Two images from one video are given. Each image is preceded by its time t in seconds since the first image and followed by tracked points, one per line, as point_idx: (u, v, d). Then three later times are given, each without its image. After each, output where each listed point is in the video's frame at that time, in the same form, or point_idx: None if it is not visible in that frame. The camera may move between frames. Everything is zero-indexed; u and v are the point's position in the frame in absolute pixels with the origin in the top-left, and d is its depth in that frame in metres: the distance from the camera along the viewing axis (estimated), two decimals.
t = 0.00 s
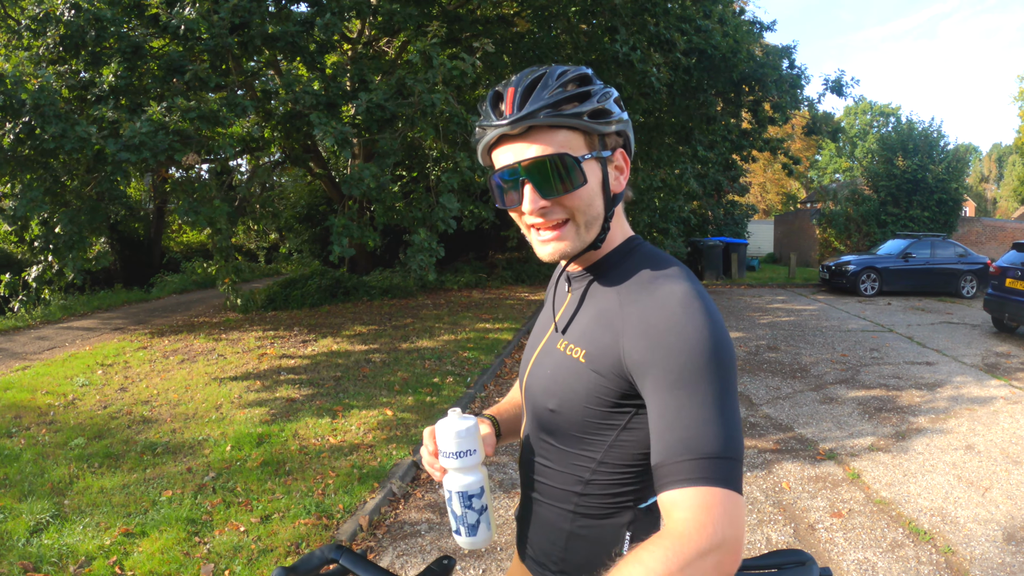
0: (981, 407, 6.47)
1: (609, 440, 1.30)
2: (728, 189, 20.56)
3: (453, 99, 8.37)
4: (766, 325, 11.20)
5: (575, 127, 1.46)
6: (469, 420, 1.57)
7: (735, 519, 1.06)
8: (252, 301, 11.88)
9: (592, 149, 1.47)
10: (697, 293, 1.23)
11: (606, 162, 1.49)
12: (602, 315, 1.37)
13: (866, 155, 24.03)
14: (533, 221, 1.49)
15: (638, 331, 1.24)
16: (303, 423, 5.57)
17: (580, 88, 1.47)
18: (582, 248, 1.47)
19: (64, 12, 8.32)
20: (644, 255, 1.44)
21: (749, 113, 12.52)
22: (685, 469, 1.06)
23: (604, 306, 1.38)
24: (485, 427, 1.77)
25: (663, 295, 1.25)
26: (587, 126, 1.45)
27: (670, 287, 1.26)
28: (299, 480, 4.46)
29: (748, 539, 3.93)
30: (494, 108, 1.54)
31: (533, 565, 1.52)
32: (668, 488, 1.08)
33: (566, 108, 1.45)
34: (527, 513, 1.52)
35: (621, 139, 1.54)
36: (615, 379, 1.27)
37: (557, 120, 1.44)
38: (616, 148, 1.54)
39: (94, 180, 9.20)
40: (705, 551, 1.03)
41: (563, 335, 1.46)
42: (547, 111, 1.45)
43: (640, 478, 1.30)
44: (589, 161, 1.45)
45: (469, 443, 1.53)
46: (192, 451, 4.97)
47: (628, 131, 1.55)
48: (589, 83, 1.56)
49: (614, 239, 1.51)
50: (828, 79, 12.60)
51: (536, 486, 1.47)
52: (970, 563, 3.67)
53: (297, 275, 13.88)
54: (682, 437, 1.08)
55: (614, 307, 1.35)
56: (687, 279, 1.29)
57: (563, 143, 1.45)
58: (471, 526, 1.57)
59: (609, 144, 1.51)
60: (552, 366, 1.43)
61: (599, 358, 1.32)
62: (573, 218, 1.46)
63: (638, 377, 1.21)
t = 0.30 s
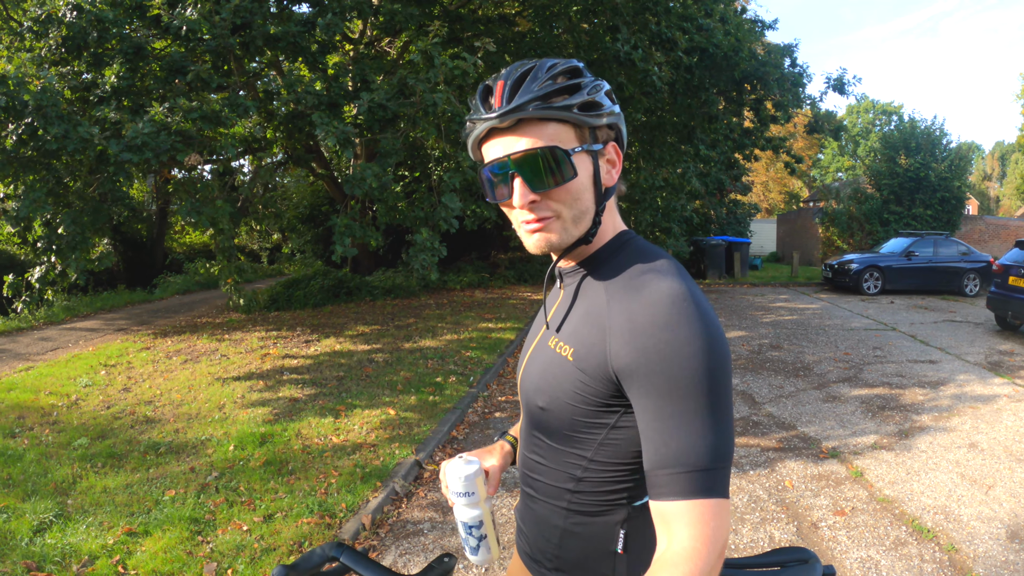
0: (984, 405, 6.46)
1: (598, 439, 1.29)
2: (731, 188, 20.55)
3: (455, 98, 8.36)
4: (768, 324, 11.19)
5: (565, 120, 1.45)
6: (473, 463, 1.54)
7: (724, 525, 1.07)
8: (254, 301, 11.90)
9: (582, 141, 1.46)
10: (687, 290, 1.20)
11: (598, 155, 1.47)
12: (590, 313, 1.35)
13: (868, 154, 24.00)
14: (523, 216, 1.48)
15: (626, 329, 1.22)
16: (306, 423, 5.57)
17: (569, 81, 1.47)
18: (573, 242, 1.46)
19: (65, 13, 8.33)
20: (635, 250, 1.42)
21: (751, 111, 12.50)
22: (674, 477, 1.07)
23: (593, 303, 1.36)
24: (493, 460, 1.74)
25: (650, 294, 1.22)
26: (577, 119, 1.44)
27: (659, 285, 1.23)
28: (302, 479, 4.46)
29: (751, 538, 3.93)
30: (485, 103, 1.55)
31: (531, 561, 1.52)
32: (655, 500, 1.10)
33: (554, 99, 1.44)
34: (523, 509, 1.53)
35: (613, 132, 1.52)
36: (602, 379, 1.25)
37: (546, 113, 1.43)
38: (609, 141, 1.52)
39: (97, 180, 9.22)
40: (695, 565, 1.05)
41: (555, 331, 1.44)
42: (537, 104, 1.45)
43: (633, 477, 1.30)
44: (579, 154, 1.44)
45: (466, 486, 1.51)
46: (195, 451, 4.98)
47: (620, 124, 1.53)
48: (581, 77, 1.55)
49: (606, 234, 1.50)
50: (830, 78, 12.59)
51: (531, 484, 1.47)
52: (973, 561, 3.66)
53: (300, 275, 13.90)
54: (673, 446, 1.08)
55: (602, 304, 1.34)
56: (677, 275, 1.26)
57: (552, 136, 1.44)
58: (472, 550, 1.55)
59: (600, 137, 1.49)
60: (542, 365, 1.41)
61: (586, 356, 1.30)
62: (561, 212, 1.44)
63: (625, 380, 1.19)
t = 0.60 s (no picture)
0: (987, 404, 6.45)
1: (603, 442, 1.30)
2: (733, 187, 20.54)
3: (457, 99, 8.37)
4: (771, 323, 11.18)
5: (567, 117, 1.46)
6: (489, 498, 1.48)
7: (722, 520, 1.14)
8: (258, 301, 11.93)
9: (584, 139, 1.47)
10: (688, 292, 1.21)
11: (599, 153, 1.49)
12: (592, 316, 1.36)
13: (871, 152, 23.96)
14: (525, 214, 1.47)
15: (628, 335, 1.22)
16: (310, 423, 5.58)
17: (572, 78, 1.48)
18: (576, 241, 1.45)
19: (68, 15, 8.34)
20: (633, 251, 1.43)
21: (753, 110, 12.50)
22: (676, 480, 1.12)
23: (594, 305, 1.37)
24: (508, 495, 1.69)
25: (651, 298, 1.22)
26: (579, 116, 1.46)
27: (659, 288, 1.23)
28: (306, 479, 4.47)
29: (754, 537, 3.92)
30: (485, 97, 1.55)
31: (537, 560, 1.53)
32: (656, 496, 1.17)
33: (557, 95, 1.46)
34: (528, 509, 1.53)
35: (612, 132, 1.54)
36: (605, 383, 1.26)
37: (550, 107, 1.44)
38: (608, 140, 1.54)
39: (100, 182, 9.24)
40: (686, 557, 1.13)
41: (556, 334, 1.44)
42: (540, 99, 1.45)
43: (639, 475, 1.31)
44: (582, 151, 1.45)
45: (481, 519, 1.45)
46: (199, 451, 4.99)
47: (619, 125, 1.55)
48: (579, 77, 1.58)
49: (607, 234, 1.50)
50: (832, 76, 12.58)
51: (536, 485, 1.48)
52: (976, 560, 3.66)
53: (303, 275, 13.92)
54: (678, 450, 1.12)
55: (604, 306, 1.34)
56: (677, 276, 1.27)
57: (556, 133, 1.44)
58: None
59: (600, 136, 1.50)
60: (544, 369, 1.41)
61: (589, 360, 1.30)
62: (566, 208, 1.44)
63: (629, 386, 1.20)
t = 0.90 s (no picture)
0: (992, 402, 6.43)
1: (610, 444, 1.30)
2: (738, 187, 20.52)
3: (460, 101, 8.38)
4: (776, 322, 11.15)
5: (579, 129, 1.47)
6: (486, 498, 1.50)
7: (718, 527, 1.13)
8: (264, 304, 11.96)
9: (593, 151, 1.48)
10: (689, 298, 1.22)
11: (606, 165, 1.50)
12: (597, 321, 1.37)
13: (876, 151, 23.90)
14: (535, 221, 1.47)
15: (631, 339, 1.23)
16: (317, 425, 5.60)
17: (583, 92, 1.49)
18: (581, 249, 1.46)
19: (74, 22, 8.38)
20: (635, 258, 1.44)
21: (757, 110, 12.49)
22: (672, 482, 1.12)
23: (599, 310, 1.37)
24: (505, 493, 1.70)
25: (653, 302, 1.23)
26: (591, 129, 1.46)
27: (662, 294, 1.24)
28: (313, 481, 4.49)
29: (758, 536, 3.93)
30: (497, 108, 1.55)
31: (546, 561, 1.53)
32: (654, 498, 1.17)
33: (572, 108, 1.47)
34: (538, 512, 1.54)
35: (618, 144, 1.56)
36: (612, 386, 1.27)
37: (564, 120, 1.45)
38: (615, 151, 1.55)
39: (106, 186, 9.29)
40: (683, 562, 1.12)
41: (563, 338, 1.45)
42: (554, 111, 1.46)
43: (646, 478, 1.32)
44: (593, 163, 1.46)
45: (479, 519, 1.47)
46: (207, 453, 5.01)
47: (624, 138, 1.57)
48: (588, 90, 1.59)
49: (612, 241, 1.52)
50: (836, 76, 12.57)
51: (545, 488, 1.48)
52: (981, 558, 3.65)
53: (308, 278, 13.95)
54: (677, 452, 1.12)
55: (609, 311, 1.35)
56: (679, 283, 1.27)
57: (567, 144, 1.45)
58: None
59: (608, 147, 1.52)
60: (552, 373, 1.42)
61: (595, 363, 1.31)
62: (576, 217, 1.45)
63: (632, 390, 1.21)
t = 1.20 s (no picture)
0: (1000, 402, 6.40)
1: (616, 442, 1.31)
2: (745, 187, 20.49)
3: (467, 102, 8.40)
4: (784, 322, 11.13)
5: (566, 152, 1.45)
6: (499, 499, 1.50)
7: (701, 526, 1.14)
8: (272, 305, 12.00)
9: (583, 169, 1.46)
10: (689, 299, 1.22)
11: (598, 179, 1.48)
12: (600, 321, 1.37)
13: (882, 150, 23.81)
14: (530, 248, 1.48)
15: (629, 339, 1.23)
16: (325, 426, 5.62)
17: (568, 111, 1.47)
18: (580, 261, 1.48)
19: (82, 26, 8.46)
20: (639, 260, 1.44)
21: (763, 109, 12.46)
22: (658, 479, 1.13)
23: (603, 309, 1.38)
24: (516, 495, 1.70)
25: (652, 303, 1.23)
26: (578, 150, 1.45)
27: (663, 294, 1.24)
28: (323, 482, 4.50)
29: (766, 536, 3.92)
30: (483, 139, 1.55)
31: (556, 559, 1.54)
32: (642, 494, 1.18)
33: (556, 132, 1.45)
34: (547, 509, 1.55)
35: (612, 152, 1.53)
36: (612, 385, 1.28)
37: (549, 149, 1.43)
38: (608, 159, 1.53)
39: (114, 189, 9.33)
40: (663, 559, 1.14)
41: (569, 338, 1.45)
42: (539, 140, 1.44)
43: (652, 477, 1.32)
44: (582, 183, 1.45)
45: (491, 520, 1.48)
46: (216, 455, 5.03)
47: (619, 143, 1.55)
48: (575, 100, 1.55)
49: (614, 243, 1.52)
50: (841, 75, 12.54)
51: (553, 485, 1.49)
52: (989, 558, 3.63)
53: (315, 279, 13.99)
54: (665, 451, 1.13)
55: (611, 311, 1.35)
56: (681, 284, 1.27)
57: (554, 171, 1.44)
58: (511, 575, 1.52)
59: (599, 159, 1.50)
60: (558, 373, 1.42)
61: (596, 363, 1.32)
62: (569, 237, 1.45)
63: (629, 387, 1.22)
